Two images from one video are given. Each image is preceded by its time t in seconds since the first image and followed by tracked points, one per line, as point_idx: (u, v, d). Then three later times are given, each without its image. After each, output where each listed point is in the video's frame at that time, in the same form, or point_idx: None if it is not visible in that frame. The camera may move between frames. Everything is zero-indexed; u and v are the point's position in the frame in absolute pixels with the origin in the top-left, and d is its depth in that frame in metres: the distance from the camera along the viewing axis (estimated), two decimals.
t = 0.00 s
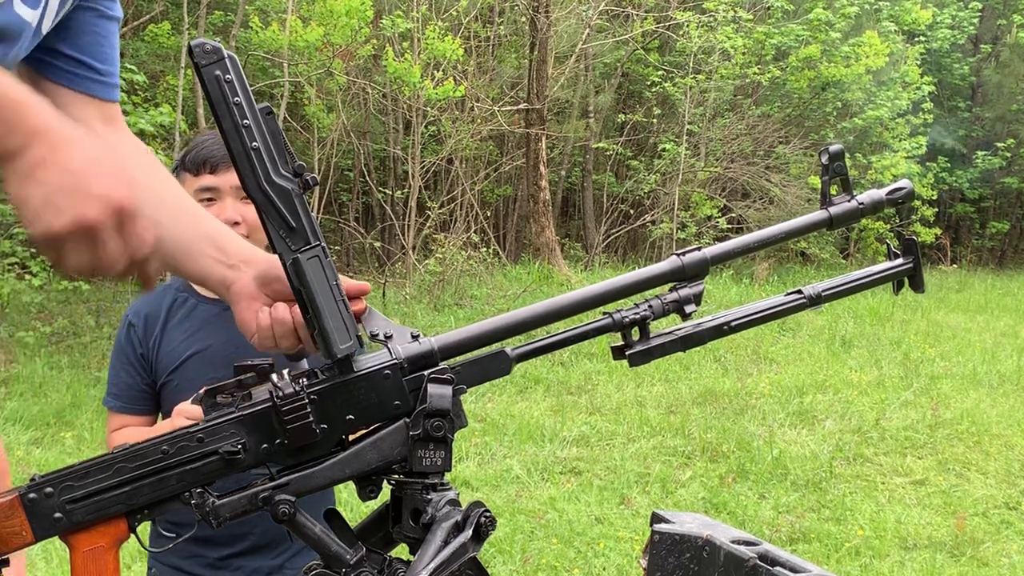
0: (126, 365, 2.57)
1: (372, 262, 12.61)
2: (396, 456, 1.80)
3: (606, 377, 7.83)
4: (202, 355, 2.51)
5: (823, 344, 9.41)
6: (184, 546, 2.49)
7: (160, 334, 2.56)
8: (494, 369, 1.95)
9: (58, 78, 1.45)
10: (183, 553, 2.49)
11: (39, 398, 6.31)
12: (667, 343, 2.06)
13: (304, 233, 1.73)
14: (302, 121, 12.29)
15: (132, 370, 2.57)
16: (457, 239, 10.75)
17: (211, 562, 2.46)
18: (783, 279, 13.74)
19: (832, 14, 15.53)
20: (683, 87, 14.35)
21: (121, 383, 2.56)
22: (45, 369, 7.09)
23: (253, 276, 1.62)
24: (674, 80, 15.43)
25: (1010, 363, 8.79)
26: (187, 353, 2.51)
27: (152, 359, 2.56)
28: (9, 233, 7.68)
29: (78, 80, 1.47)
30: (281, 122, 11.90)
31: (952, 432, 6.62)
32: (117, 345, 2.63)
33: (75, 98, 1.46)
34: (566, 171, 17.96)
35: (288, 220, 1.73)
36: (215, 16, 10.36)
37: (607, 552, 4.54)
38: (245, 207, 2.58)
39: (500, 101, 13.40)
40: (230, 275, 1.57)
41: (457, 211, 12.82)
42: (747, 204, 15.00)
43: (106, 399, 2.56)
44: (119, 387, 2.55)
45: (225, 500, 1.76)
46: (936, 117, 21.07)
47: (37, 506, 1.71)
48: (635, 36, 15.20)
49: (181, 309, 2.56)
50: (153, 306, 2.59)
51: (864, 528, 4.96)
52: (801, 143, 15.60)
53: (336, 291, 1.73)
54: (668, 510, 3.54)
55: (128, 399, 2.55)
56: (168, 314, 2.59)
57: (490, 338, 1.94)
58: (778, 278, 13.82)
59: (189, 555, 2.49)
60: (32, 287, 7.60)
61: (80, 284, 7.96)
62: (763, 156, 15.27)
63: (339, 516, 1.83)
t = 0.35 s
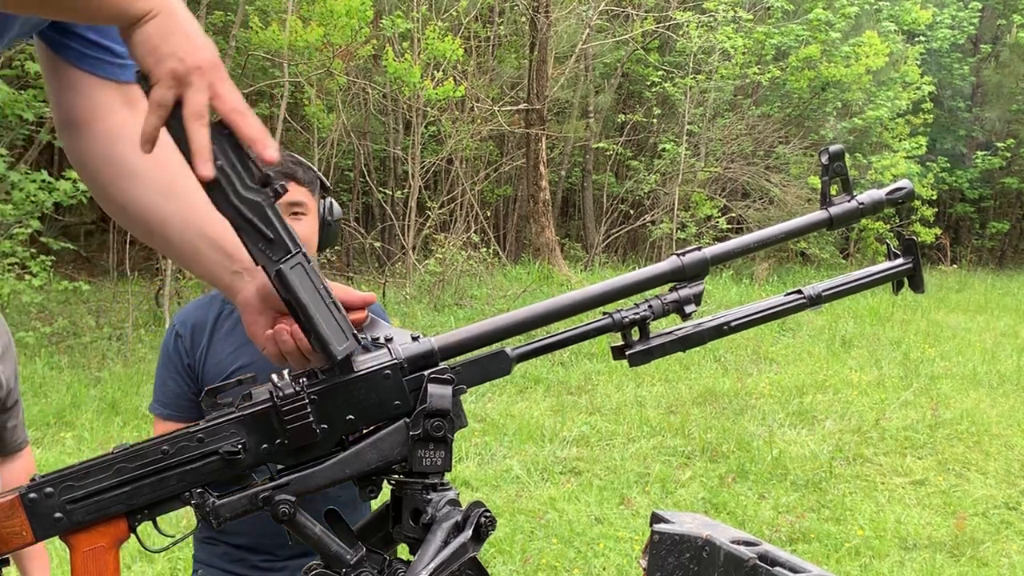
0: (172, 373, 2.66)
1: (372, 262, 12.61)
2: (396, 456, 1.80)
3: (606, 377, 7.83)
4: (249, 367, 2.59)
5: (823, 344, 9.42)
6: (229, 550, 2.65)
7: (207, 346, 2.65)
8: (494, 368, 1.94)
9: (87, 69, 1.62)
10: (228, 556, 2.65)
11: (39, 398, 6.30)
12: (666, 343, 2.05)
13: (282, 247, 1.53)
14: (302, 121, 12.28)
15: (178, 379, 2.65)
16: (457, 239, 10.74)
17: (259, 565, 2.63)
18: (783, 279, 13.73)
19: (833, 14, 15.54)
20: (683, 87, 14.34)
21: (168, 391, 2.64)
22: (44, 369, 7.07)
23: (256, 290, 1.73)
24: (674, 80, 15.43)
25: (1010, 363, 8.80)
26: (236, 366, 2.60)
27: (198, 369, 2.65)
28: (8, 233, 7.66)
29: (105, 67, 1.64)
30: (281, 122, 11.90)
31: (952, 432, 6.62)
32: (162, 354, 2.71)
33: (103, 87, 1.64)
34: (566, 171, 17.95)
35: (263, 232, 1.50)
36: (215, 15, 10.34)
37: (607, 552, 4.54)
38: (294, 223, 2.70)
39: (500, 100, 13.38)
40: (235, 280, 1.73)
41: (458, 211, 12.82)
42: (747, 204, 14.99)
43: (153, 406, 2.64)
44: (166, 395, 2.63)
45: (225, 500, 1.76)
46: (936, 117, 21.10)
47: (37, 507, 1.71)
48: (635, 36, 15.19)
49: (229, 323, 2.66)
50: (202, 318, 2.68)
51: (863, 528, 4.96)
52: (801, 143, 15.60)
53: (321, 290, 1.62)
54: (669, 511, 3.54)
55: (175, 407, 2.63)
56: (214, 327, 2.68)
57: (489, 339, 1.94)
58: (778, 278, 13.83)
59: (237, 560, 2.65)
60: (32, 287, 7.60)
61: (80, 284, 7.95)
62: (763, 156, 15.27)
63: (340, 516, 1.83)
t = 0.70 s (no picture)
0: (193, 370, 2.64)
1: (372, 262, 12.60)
2: (396, 456, 1.80)
3: (606, 377, 7.83)
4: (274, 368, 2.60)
5: (823, 344, 9.42)
6: (249, 552, 2.66)
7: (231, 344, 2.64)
8: (493, 369, 1.95)
9: (91, 82, 1.63)
10: (247, 559, 2.66)
11: (38, 398, 6.30)
12: (664, 344, 2.05)
13: (217, 343, 1.63)
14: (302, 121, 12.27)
15: (199, 376, 2.64)
16: (457, 240, 10.73)
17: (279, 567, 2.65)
18: (783, 279, 13.72)
19: (833, 14, 15.55)
20: (683, 87, 14.35)
21: (186, 389, 2.64)
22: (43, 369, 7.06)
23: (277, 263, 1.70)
24: (674, 80, 15.43)
25: (1010, 363, 8.79)
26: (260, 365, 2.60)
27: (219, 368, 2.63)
28: (8, 233, 7.65)
29: (106, 81, 1.64)
30: (281, 122, 11.91)
31: (952, 432, 6.62)
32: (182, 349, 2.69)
33: (105, 99, 1.65)
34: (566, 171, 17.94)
35: (195, 345, 1.62)
36: (215, 16, 10.34)
37: (608, 552, 4.54)
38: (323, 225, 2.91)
39: (500, 100, 13.38)
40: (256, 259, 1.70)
41: (458, 211, 12.82)
42: (747, 204, 14.98)
43: (171, 403, 2.66)
44: (183, 394, 2.64)
45: (225, 501, 1.78)
46: (936, 117, 21.11)
47: (37, 507, 1.71)
48: (635, 36, 15.19)
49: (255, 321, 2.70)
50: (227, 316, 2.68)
51: (864, 528, 4.96)
52: (801, 143, 15.61)
53: (280, 337, 1.65)
54: (669, 511, 3.53)
55: (193, 406, 2.65)
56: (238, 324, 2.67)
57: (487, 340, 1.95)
58: (778, 278, 13.83)
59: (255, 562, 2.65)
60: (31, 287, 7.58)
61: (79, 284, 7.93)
62: (763, 156, 15.27)
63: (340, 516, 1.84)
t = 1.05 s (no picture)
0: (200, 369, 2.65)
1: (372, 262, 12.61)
2: (398, 454, 1.80)
3: (606, 376, 7.84)
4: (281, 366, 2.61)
5: (823, 344, 9.42)
6: (254, 552, 2.66)
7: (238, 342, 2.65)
8: (494, 367, 1.95)
9: (116, 59, 1.61)
10: (252, 559, 2.66)
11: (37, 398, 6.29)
12: (662, 344, 2.06)
13: (219, 344, 1.65)
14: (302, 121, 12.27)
15: (205, 375, 2.64)
16: (457, 240, 10.74)
17: (284, 564, 2.65)
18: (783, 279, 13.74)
19: (832, 14, 15.57)
20: (683, 87, 14.37)
21: (193, 388, 2.65)
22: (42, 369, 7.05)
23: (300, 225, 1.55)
24: (674, 80, 15.43)
25: (1010, 363, 8.79)
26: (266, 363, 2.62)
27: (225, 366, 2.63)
28: (8, 233, 7.66)
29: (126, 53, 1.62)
30: (281, 122, 11.91)
31: (952, 432, 6.62)
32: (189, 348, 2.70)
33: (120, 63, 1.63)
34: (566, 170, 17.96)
35: (199, 345, 1.65)
36: (215, 16, 10.33)
37: (608, 552, 4.54)
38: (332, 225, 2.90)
39: (500, 101, 13.39)
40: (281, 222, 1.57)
41: (458, 211, 12.82)
42: (747, 204, 14.99)
43: (178, 402, 2.66)
44: (191, 393, 2.64)
45: (227, 499, 1.78)
46: (936, 117, 21.11)
47: (40, 505, 1.70)
48: (635, 35, 15.19)
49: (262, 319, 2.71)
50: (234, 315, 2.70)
51: (863, 528, 4.96)
52: (801, 143, 15.62)
53: (282, 337, 1.67)
54: (668, 510, 3.53)
55: (200, 404, 2.65)
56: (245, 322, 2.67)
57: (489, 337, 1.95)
58: (778, 277, 13.83)
59: (261, 562, 2.65)
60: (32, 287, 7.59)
61: (79, 283, 7.94)
62: (763, 156, 15.28)
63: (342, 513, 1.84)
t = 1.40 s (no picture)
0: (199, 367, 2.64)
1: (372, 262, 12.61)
2: (400, 454, 1.80)
3: (607, 376, 7.83)
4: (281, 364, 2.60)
5: (823, 344, 9.41)
6: (255, 553, 2.66)
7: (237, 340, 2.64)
8: (496, 366, 1.96)
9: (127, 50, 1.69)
10: (253, 560, 2.66)
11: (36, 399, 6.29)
12: (664, 343, 2.07)
13: (219, 345, 1.69)
14: (303, 121, 12.27)
15: (205, 374, 2.63)
16: (457, 240, 10.74)
17: (285, 564, 2.65)
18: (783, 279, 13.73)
19: (832, 14, 15.58)
20: (683, 87, 14.38)
21: (191, 386, 2.64)
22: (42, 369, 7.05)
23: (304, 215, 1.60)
24: (674, 80, 15.42)
25: (1010, 363, 8.78)
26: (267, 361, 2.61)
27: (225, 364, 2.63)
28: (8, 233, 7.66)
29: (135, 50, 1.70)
30: (281, 122, 11.91)
31: (952, 432, 6.62)
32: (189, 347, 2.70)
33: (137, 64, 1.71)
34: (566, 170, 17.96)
35: (199, 346, 1.68)
36: (215, 15, 10.33)
37: (608, 552, 4.55)
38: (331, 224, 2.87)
39: (501, 101, 13.39)
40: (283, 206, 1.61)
41: (458, 211, 12.82)
42: (746, 203, 14.98)
43: (176, 399, 2.66)
44: (189, 391, 2.64)
45: (229, 500, 1.77)
46: (936, 117, 21.10)
47: (42, 508, 1.71)
48: (635, 35, 15.20)
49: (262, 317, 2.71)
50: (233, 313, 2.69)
51: (863, 528, 4.96)
52: (801, 143, 15.63)
53: (282, 338, 1.68)
54: (669, 511, 3.53)
55: (199, 401, 2.64)
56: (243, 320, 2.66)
57: (490, 336, 1.95)
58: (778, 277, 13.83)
59: (262, 563, 2.66)
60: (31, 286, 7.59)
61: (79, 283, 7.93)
62: (763, 156, 15.29)
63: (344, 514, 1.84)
